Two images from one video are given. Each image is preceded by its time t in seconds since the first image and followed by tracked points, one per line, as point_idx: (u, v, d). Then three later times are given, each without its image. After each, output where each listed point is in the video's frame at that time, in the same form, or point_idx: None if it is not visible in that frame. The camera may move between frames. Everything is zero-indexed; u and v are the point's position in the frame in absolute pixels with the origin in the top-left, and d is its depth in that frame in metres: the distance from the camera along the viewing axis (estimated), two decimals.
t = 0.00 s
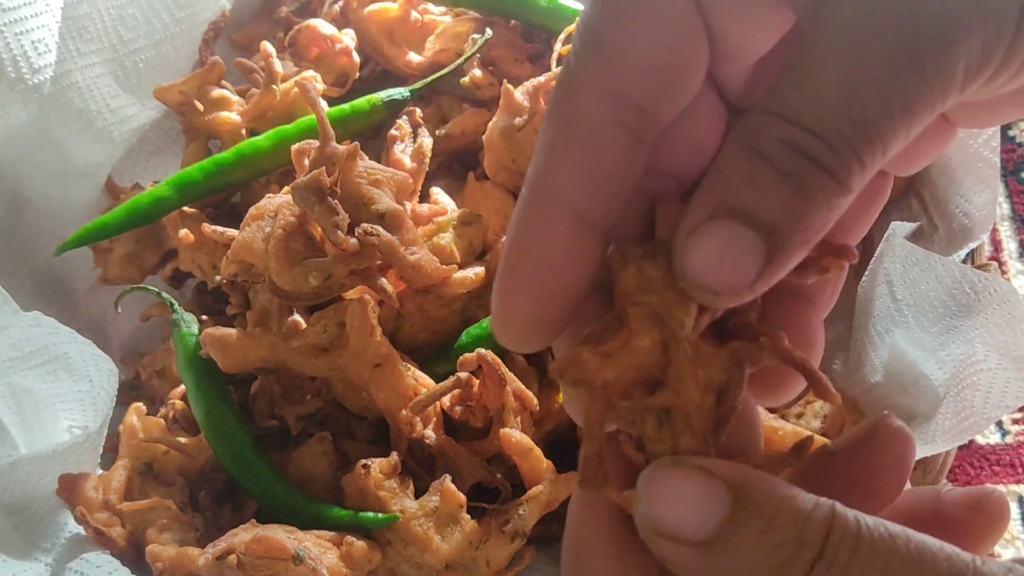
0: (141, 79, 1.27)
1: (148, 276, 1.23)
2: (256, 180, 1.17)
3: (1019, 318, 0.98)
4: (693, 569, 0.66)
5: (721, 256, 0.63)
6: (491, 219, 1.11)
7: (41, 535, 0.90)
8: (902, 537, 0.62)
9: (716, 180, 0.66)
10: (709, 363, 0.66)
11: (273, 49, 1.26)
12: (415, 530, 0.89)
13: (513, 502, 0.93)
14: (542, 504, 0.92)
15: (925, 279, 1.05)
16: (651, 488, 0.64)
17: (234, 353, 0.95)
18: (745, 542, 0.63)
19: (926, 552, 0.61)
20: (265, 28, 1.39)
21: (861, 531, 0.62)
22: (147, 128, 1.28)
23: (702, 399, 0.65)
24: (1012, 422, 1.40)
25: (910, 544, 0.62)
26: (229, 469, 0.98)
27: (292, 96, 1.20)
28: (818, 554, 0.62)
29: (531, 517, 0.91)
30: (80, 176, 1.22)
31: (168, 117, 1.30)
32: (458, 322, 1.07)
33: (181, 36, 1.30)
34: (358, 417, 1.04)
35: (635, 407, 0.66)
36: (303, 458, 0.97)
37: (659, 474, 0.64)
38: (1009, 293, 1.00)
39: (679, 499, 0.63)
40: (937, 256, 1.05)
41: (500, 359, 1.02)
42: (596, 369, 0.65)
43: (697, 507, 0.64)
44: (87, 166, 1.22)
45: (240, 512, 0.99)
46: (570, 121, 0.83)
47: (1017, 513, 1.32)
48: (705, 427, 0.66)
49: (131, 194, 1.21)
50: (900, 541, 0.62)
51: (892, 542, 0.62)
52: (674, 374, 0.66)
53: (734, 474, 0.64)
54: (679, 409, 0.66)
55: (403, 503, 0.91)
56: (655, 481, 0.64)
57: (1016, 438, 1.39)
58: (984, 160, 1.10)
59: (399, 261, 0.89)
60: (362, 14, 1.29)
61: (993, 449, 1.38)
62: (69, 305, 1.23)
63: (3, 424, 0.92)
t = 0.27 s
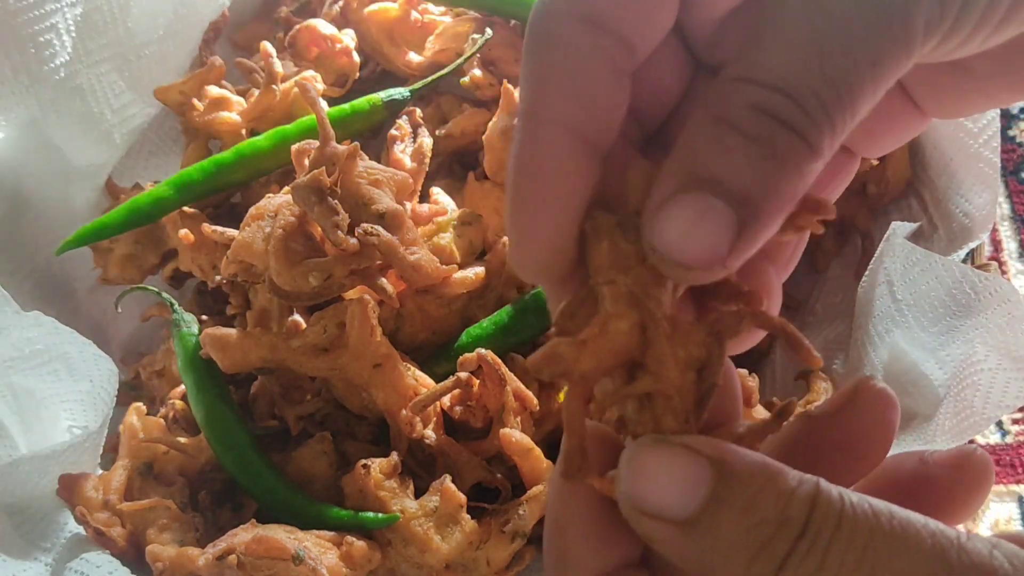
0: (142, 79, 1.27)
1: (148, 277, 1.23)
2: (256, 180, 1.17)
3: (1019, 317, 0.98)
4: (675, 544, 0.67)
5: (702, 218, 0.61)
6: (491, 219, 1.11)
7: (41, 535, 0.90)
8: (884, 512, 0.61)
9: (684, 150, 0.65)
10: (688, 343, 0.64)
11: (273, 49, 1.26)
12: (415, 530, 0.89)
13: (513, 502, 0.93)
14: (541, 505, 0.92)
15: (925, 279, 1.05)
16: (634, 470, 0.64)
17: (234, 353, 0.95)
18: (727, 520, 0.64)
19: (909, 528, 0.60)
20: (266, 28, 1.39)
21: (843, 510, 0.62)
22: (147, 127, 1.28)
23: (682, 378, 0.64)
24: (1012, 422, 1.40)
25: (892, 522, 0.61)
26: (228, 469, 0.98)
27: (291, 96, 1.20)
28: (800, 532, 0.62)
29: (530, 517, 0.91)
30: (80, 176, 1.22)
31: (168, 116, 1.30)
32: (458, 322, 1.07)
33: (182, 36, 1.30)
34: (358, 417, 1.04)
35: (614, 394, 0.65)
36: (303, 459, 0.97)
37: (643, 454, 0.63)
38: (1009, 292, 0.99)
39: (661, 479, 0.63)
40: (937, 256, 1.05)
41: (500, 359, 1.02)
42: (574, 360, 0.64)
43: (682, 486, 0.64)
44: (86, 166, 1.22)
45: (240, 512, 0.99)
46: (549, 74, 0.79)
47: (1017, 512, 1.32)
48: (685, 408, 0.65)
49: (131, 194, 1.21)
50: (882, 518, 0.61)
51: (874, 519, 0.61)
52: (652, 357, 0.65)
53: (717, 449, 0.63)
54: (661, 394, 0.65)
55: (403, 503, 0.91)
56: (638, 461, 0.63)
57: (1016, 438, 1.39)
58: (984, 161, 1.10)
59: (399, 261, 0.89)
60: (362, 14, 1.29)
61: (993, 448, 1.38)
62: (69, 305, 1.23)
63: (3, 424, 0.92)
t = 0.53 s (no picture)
0: (141, 80, 1.27)
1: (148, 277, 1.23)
2: (256, 180, 1.17)
3: (1020, 318, 0.98)
4: (706, 501, 0.67)
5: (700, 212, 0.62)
6: (491, 219, 1.12)
7: (41, 535, 0.90)
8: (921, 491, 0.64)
9: (675, 153, 0.66)
10: (699, 333, 0.66)
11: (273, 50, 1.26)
12: (415, 530, 0.89)
13: (514, 502, 0.93)
14: (541, 505, 0.92)
15: (925, 279, 1.05)
16: (676, 425, 0.64)
17: (235, 354, 0.95)
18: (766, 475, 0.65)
19: (944, 508, 0.64)
20: (266, 28, 1.39)
21: (881, 486, 0.64)
22: (148, 128, 1.28)
23: (695, 365, 0.66)
24: (1012, 422, 1.40)
25: (927, 499, 0.64)
26: (229, 469, 0.98)
27: (291, 96, 1.20)
28: (837, 496, 0.64)
29: (531, 517, 0.91)
30: (80, 176, 1.22)
31: (168, 117, 1.30)
32: (458, 322, 1.07)
33: (182, 37, 1.29)
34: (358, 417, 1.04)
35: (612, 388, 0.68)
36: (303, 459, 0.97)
37: (686, 409, 0.64)
38: (1009, 293, 0.99)
39: (702, 434, 0.63)
40: (937, 256, 1.05)
41: (500, 359, 1.02)
42: (586, 357, 0.65)
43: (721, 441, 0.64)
44: (86, 166, 1.22)
45: (240, 512, 0.99)
46: (553, 79, 0.79)
47: (1017, 512, 1.32)
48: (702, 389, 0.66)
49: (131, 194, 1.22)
50: (919, 495, 0.64)
51: (910, 496, 0.64)
52: (664, 349, 0.66)
53: (755, 414, 0.65)
54: (677, 382, 0.66)
55: (403, 503, 0.91)
56: (681, 414, 0.64)
57: (1016, 438, 1.39)
58: (984, 160, 1.10)
59: (399, 261, 0.89)
60: (362, 14, 1.29)
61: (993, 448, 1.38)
62: (69, 305, 1.23)
63: (3, 424, 0.91)
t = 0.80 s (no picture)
0: (141, 80, 1.26)
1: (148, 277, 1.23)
2: (256, 180, 1.17)
3: (1020, 317, 0.98)
4: (703, 559, 0.70)
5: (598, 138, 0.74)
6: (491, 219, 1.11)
7: (41, 535, 0.91)
8: (906, 527, 0.67)
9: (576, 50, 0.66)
10: (691, 385, 0.66)
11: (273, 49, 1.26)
12: (415, 530, 0.89)
13: (513, 502, 0.93)
14: (542, 505, 0.92)
15: (925, 279, 1.04)
16: (663, 490, 0.68)
17: (236, 354, 0.95)
18: (758, 530, 0.68)
19: (929, 542, 0.66)
20: (265, 27, 1.39)
21: (866, 526, 0.67)
22: (148, 129, 1.28)
23: (688, 419, 0.67)
24: (1012, 422, 1.40)
25: (913, 538, 0.66)
26: (228, 469, 0.98)
27: (292, 96, 1.20)
28: (826, 546, 0.67)
29: (530, 518, 0.91)
30: (80, 176, 1.22)
31: (168, 117, 1.29)
32: (458, 322, 1.07)
33: (181, 37, 1.29)
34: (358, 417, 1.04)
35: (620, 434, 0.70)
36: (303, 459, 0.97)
37: (673, 473, 0.67)
38: (1010, 293, 0.99)
39: (688, 496, 0.67)
40: (937, 256, 1.05)
41: (500, 359, 1.02)
42: (575, 418, 0.69)
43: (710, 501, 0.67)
44: (85, 167, 1.22)
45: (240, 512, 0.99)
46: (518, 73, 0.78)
47: (1017, 512, 1.32)
48: (696, 444, 0.68)
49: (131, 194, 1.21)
50: (903, 533, 0.67)
51: (894, 535, 0.67)
52: (656, 404, 0.68)
53: (743, 472, 0.68)
54: (670, 437, 0.69)
55: (403, 503, 0.91)
56: (668, 479, 0.67)
57: (1016, 438, 1.39)
58: (984, 160, 1.10)
59: (399, 261, 0.89)
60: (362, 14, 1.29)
61: (993, 448, 1.38)
62: (69, 305, 1.23)
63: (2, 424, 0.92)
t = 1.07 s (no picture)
0: (141, 80, 1.26)
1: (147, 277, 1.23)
2: (256, 180, 1.17)
3: (1020, 317, 0.98)
4: None
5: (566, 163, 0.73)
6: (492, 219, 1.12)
7: (41, 535, 0.90)
8: (964, 539, 0.65)
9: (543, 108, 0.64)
10: (750, 402, 0.67)
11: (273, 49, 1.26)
12: (415, 530, 0.89)
13: (513, 502, 0.93)
14: (541, 504, 0.92)
15: (925, 279, 1.05)
16: (722, 499, 0.66)
17: (235, 354, 0.95)
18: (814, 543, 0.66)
19: (987, 553, 0.64)
20: (266, 28, 1.39)
21: (923, 538, 0.65)
22: (148, 128, 1.28)
23: (747, 435, 0.68)
24: (1012, 422, 1.40)
25: (971, 549, 0.64)
26: (228, 469, 0.98)
27: (292, 96, 1.20)
28: (882, 556, 0.65)
29: (531, 517, 0.91)
30: (80, 176, 1.22)
31: (168, 117, 1.30)
32: (458, 322, 1.07)
33: (181, 37, 1.30)
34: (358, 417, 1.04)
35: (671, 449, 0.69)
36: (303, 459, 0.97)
37: (732, 483, 0.66)
38: (1009, 294, 1.00)
39: (747, 505, 0.65)
40: (937, 256, 1.06)
41: (501, 359, 1.02)
42: (638, 432, 0.69)
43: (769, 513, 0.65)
44: (85, 167, 1.22)
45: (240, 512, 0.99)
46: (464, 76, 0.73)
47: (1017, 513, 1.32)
48: (755, 460, 0.68)
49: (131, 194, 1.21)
50: (960, 544, 0.64)
51: (952, 546, 0.64)
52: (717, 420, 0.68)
53: (799, 483, 0.67)
54: (730, 452, 0.69)
55: (403, 503, 0.91)
56: (727, 488, 0.66)
57: (1016, 438, 1.39)
58: (984, 160, 1.10)
59: (399, 262, 0.89)
60: (362, 14, 1.27)
61: (992, 449, 1.38)
62: (69, 305, 1.23)
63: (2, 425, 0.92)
